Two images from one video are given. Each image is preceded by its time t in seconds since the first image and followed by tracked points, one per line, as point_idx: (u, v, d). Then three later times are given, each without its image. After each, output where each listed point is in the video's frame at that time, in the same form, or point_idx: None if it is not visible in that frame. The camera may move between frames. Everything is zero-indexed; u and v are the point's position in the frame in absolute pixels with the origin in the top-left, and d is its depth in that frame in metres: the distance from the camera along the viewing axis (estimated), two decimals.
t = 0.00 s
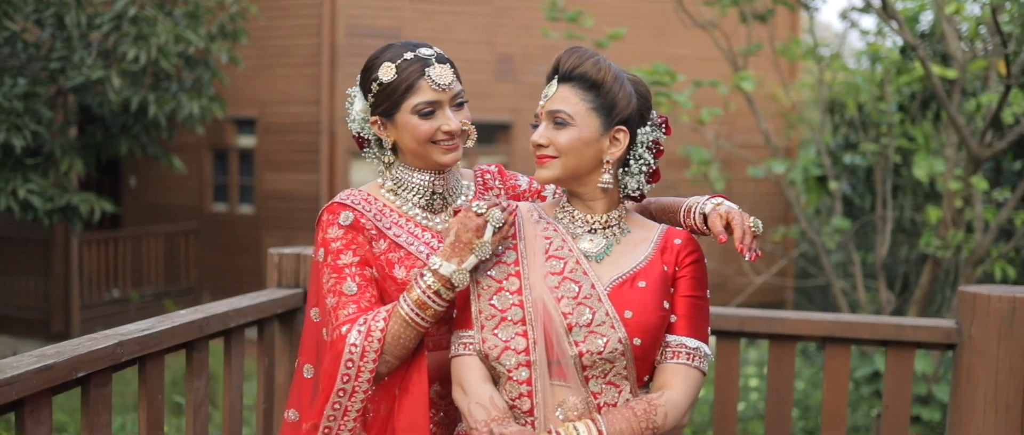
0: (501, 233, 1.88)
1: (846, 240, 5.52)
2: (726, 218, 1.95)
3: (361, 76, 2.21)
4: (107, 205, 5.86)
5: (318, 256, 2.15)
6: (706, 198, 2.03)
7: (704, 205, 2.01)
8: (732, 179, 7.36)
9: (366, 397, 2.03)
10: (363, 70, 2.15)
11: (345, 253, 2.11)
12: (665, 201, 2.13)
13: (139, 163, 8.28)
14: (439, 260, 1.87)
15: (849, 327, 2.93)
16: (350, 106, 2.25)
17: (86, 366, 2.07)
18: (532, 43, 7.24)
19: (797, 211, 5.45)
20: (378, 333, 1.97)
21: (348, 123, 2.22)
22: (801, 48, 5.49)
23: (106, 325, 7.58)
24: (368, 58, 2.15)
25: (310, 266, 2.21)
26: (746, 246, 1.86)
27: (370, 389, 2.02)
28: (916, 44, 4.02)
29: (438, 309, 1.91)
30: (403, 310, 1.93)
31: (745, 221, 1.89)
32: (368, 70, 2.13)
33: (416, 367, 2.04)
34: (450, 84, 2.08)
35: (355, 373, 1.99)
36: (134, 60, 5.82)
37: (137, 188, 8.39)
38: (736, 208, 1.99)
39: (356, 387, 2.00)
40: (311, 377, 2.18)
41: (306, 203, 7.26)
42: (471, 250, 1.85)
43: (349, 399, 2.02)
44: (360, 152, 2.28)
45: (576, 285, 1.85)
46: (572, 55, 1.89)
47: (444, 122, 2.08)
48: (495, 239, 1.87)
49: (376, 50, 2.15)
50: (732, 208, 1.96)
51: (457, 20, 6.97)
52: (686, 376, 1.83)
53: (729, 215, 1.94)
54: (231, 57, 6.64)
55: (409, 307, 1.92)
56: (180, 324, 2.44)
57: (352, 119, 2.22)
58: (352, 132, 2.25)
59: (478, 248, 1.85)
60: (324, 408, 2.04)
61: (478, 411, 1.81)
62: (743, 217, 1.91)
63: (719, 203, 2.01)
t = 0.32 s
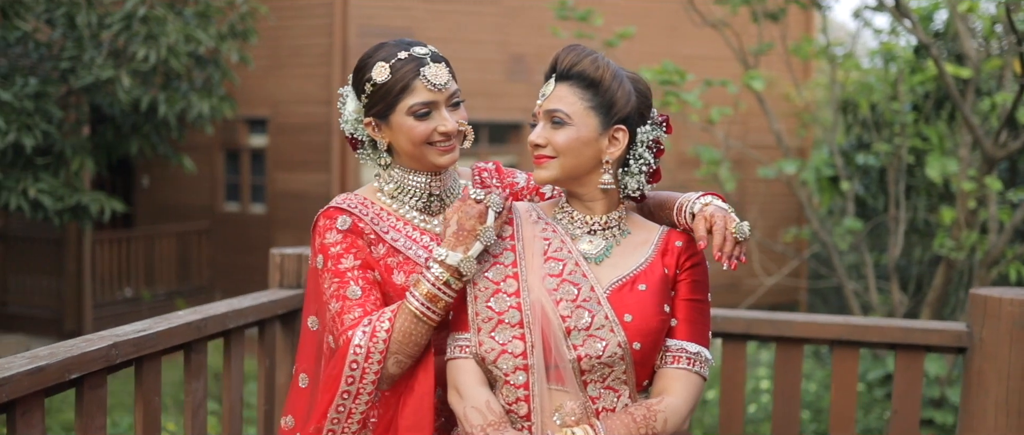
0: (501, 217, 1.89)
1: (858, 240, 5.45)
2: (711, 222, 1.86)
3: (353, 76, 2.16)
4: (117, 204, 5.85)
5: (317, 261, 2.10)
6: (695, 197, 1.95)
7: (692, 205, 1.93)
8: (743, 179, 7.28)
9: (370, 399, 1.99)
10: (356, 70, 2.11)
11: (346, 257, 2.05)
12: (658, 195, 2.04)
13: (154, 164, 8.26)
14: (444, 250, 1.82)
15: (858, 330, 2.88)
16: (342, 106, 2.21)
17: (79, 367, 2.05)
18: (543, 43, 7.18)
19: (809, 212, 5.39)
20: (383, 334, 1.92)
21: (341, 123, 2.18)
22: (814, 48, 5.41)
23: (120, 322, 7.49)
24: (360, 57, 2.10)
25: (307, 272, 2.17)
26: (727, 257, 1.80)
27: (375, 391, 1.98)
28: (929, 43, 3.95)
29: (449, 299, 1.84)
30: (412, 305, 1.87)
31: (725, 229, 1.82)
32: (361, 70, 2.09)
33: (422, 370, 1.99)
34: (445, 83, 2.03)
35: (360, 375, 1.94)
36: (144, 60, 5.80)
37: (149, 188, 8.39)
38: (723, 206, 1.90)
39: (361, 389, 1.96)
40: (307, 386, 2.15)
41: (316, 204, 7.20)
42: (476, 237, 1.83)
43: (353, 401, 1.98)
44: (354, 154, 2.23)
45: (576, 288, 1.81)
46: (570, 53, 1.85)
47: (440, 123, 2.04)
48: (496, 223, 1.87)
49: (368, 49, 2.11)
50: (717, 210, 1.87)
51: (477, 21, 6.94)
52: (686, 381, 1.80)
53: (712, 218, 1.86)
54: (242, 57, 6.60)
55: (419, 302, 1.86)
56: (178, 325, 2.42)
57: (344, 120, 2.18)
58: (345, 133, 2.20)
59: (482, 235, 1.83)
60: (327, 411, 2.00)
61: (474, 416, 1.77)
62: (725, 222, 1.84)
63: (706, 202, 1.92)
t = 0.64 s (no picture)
0: (500, 209, 1.86)
1: (871, 241, 5.37)
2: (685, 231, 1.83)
3: (344, 77, 2.12)
4: (128, 204, 5.83)
5: (313, 267, 2.03)
6: (679, 202, 1.92)
7: (677, 210, 1.90)
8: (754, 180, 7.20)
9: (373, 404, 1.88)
10: (348, 71, 2.06)
11: (347, 260, 1.97)
12: (661, 196, 2.01)
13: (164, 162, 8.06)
14: (448, 243, 1.76)
15: (867, 333, 2.83)
16: (333, 107, 2.17)
17: (72, 370, 2.02)
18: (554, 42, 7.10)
19: (822, 213, 5.31)
20: (386, 337, 1.81)
21: (333, 126, 2.14)
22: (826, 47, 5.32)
23: (134, 322, 7.34)
24: (351, 57, 2.05)
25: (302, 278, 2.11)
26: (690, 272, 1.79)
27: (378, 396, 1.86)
28: (943, 42, 3.89)
29: (457, 294, 1.76)
30: (418, 302, 1.76)
31: (694, 243, 1.79)
32: (353, 71, 2.04)
33: (427, 380, 1.83)
34: (441, 84, 1.99)
35: (362, 379, 1.83)
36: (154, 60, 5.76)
37: (163, 187, 8.19)
38: (704, 216, 1.87)
39: (363, 394, 1.85)
40: (303, 396, 2.06)
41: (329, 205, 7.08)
42: (478, 228, 1.79)
43: (355, 406, 1.86)
44: (347, 156, 2.19)
45: (574, 291, 1.77)
46: (566, 51, 1.81)
47: (436, 125, 1.99)
48: (496, 213, 1.84)
49: (359, 49, 2.05)
50: (694, 220, 1.84)
51: (481, 21, 6.63)
52: (686, 386, 1.76)
53: (686, 227, 1.83)
54: (252, 57, 6.53)
55: (426, 298, 1.75)
56: (175, 327, 2.39)
57: (336, 123, 2.13)
58: (337, 135, 2.16)
59: (485, 224, 1.79)
60: (329, 415, 1.89)
61: (469, 421, 1.73)
62: (698, 235, 1.81)
63: (689, 209, 1.89)
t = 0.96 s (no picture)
0: (495, 209, 1.81)
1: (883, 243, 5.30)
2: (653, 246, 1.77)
3: (333, 77, 2.07)
4: (137, 204, 5.76)
5: (307, 272, 1.97)
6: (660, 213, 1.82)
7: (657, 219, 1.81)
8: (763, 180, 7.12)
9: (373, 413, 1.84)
10: (338, 72, 2.02)
11: (341, 265, 1.92)
12: (659, 197, 1.97)
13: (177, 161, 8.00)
14: (444, 243, 1.72)
15: (874, 336, 2.78)
16: (322, 108, 2.12)
17: (64, 371, 2.01)
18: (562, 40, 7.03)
19: (833, 214, 5.24)
20: (385, 345, 1.77)
21: (323, 128, 2.10)
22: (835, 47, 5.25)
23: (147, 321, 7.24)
24: (341, 58, 2.01)
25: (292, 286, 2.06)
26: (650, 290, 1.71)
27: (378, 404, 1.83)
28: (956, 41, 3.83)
29: (455, 296, 1.73)
30: (416, 307, 1.72)
31: (658, 262, 1.71)
32: (343, 72, 2.00)
33: (426, 385, 1.79)
34: (434, 84, 1.94)
35: (362, 387, 1.79)
36: (163, 60, 5.69)
37: (175, 187, 8.12)
38: (681, 229, 1.76)
39: (363, 402, 1.81)
40: (297, 406, 2.02)
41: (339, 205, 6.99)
42: (473, 227, 1.74)
43: (355, 414, 1.83)
44: (338, 159, 2.14)
45: (570, 294, 1.73)
46: (560, 49, 1.77)
47: (431, 126, 1.95)
48: (491, 211, 1.79)
49: (349, 49, 2.01)
50: (667, 234, 1.75)
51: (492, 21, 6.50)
52: (684, 391, 1.73)
53: (658, 241, 1.74)
54: (262, 57, 6.44)
55: (425, 302, 1.71)
56: (171, 328, 2.37)
57: (326, 124, 2.09)
58: (328, 138, 2.12)
59: (480, 221, 1.74)
60: (329, 424, 1.86)
61: (461, 425, 1.70)
62: (665, 252, 1.71)
63: (670, 219, 1.79)
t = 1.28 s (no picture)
0: (490, 210, 1.78)
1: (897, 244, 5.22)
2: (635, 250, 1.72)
3: (323, 78, 2.03)
4: (149, 203, 5.68)
5: (301, 279, 1.93)
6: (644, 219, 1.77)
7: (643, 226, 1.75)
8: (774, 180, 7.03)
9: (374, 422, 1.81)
10: (329, 74, 1.98)
11: (335, 273, 1.87)
12: (662, 196, 1.93)
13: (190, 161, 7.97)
14: (438, 247, 1.69)
15: (883, 339, 2.74)
16: (313, 110, 2.08)
17: (57, 372, 1.99)
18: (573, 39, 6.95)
19: (846, 215, 5.16)
20: (384, 353, 1.74)
21: (314, 130, 2.05)
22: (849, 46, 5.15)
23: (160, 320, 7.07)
24: (332, 59, 1.97)
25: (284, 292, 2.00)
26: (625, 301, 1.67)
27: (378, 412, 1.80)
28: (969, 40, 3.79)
29: (451, 301, 1.70)
30: (412, 314, 1.70)
31: (633, 276, 1.65)
32: (335, 73, 1.96)
33: (422, 390, 1.77)
34: (429, 85, 1.92)
35: (361, 396, 1.77)
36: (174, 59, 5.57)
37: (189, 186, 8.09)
38: (664, 237, 1.71)
39: (364, 411, 1.79)
40: (292, 415, 1.96)
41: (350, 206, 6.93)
42: (468, 229, 1.70)
43: (356, 424, 1.80)
44: (331, 161, 2.10)
45: (567, 296, 1.69)
46: (557, 47, 1.74)
47: (426, 127, 1.93)
48: (486, 213, 1.75)
49: (340, 49, 1.97)
50: (649, 243, 1.69)
51: (490, 21, 6.32)
52: (684, 397, 1.68)
53: (639, 250, 1.69)
54: (273, 57, 6.32)
55: (421, 310, 1.69)
56: (169, 328, 2.36)
57: (318, 126, 2.05)
58: (319, 140, 2.07)
59: (474, 222, 1.71)
60: None
61: (455, 429, 1.67)
62: (643, 263, 1.66)
63: (655, 225, 1.74)
